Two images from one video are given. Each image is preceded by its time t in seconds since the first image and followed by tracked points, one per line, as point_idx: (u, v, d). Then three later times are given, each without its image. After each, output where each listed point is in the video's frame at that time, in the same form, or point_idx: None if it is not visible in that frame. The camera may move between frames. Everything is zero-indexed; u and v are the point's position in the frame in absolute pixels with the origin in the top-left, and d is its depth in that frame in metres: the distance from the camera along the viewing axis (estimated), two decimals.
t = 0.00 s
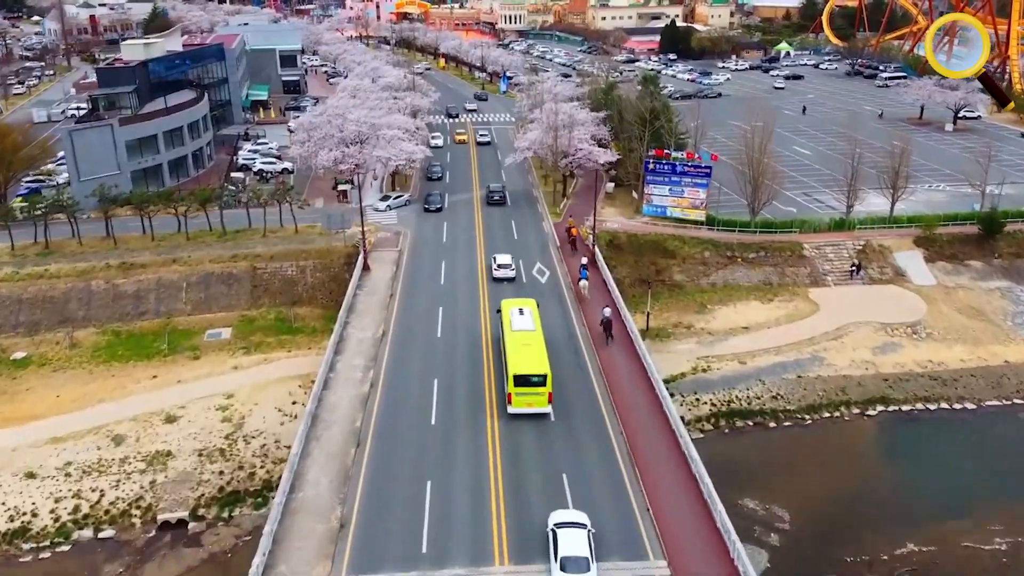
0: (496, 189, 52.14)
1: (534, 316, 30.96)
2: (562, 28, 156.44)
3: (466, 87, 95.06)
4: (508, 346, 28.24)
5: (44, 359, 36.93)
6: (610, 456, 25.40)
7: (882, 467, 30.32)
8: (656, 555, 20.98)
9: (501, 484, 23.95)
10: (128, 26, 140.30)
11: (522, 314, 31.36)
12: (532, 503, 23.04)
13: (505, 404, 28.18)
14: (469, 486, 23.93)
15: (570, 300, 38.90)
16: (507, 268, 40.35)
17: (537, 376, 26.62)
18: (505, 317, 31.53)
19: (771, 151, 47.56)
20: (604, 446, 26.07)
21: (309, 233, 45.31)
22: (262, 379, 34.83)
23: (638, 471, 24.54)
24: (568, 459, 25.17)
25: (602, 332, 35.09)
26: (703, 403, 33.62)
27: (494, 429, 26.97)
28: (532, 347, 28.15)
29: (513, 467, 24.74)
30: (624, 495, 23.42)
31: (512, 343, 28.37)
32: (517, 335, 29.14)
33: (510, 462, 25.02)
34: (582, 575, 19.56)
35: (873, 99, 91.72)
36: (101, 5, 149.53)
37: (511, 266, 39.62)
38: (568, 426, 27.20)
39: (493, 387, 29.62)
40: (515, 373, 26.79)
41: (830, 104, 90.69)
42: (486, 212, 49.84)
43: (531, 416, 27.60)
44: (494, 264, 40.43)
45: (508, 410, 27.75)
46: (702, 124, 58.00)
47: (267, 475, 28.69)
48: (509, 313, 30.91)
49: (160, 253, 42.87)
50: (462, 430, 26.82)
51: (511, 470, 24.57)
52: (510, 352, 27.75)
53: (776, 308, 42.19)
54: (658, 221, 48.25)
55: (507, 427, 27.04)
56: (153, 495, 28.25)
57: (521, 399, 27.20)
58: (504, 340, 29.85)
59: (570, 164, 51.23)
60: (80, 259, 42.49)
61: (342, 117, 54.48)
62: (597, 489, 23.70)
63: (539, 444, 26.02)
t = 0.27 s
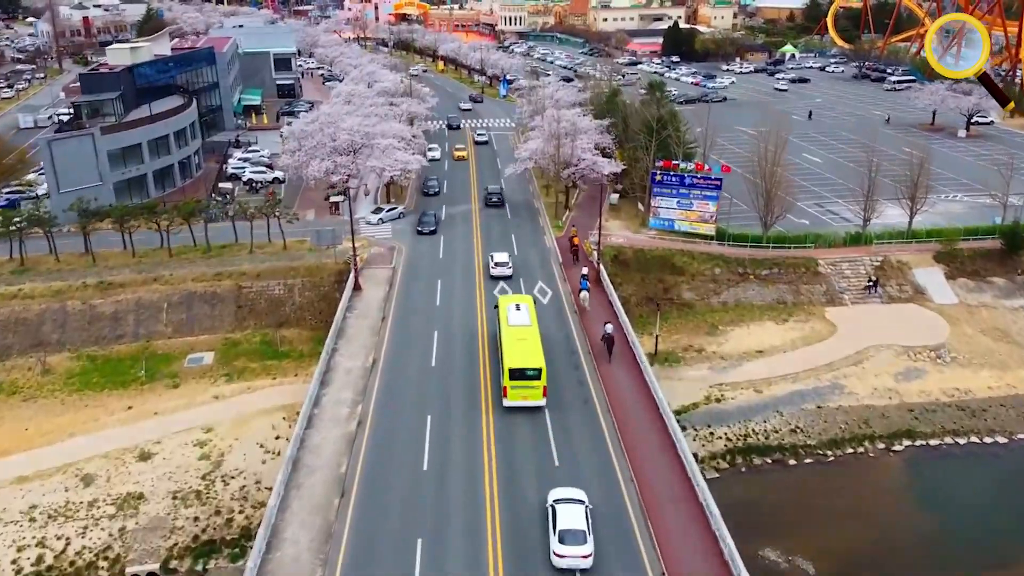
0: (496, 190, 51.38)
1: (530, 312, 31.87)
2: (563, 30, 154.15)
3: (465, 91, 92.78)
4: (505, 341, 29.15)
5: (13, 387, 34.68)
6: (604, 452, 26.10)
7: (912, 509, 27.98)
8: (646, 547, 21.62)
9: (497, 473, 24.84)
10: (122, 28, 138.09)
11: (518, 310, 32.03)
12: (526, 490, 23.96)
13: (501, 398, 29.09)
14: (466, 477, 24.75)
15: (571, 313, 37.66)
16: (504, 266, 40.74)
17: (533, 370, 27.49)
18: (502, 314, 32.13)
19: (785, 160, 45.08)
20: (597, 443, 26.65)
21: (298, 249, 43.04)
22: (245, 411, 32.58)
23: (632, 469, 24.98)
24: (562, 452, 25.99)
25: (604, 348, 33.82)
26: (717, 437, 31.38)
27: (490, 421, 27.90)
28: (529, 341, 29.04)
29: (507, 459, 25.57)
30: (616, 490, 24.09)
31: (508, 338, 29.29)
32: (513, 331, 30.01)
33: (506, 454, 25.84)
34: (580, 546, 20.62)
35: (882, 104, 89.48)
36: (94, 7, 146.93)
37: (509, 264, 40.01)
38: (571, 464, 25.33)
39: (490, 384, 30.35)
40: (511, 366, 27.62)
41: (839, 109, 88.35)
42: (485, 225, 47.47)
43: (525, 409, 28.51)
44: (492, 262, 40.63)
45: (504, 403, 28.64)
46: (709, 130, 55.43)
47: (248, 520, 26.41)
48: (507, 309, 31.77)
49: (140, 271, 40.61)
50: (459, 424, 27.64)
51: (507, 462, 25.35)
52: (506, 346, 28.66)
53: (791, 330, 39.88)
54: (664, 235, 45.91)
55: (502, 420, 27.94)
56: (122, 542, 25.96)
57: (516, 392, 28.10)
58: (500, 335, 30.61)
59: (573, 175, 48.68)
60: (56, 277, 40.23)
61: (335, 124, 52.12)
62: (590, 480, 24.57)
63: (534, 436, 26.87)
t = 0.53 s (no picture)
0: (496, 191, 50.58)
1: (527, 307, 32.26)
2: (563, 32, 151.72)
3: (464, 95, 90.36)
4: (502, 335, 29.57)
5: None
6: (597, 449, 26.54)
7: (951, 556, 25.56)
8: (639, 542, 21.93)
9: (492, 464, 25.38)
10: (114, 30, 135.68)
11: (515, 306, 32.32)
12: (521, 482, 24.51)
13: (498, 392, 29.62)
14: (463, 470, 25.17)
15: (573, 328, 36.15)
16: (502, 265, 40.69)
17: (529, 365, 27.91)
18: (499, 310, 32.39)
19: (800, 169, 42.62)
20: (595, 454, 26.21)
21: (286, 266, 40.72)
22: (225, 447, 30.28)
23: (628, 472, 25.13)
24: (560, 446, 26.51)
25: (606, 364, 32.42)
26: (735, 476, 29.13)
27: (486, 415, 28.36)
28: (527, 336, 29.45)
29: (503, 453, 26.02)
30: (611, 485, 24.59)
31: (504, 333, 29.66)
32: (510, 326, 30.31)
33: (501, 449, 26.31)
34: (579, 521, 21.65)
35: (891, 110, 87.23)
36: (86, 9, 144.33)
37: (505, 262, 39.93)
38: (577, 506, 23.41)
39: (485, 380, 30.70)
40: (507, 361, 28.07)
41: (847, 114, 86.04)
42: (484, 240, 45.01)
43: (522, 403, 29.03)
44: (488, 260, 40.46)
45: (501, 398, 29.12)
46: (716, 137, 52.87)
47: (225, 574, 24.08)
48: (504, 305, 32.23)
49: (118, 292, 38.25)
50: (456, 418, 28.09)
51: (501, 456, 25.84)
52: (504, 342, 29.08)
53: (808, 355, 37.56)
54: (672, 250, 43.55)
55: (498, 414, 28.40)
56: None
57: (513, 386, 28.57)
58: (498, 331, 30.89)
59: (577, 186, 46.17)
60: (28, 298, 37.84)
61: (327, 132, 49.64)
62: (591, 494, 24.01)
63: (528, 429, 27.42)
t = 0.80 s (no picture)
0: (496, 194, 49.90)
1: (523, 305, 32.53)
2: (563, 33, 149.37)
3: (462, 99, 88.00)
4: (498, 332, 29.88)
5: None
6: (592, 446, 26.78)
7: None
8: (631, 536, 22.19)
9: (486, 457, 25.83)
10: (107, 31, 133.39)
11: (512, 304, 32.51)
12: (514, 474, 24.96)
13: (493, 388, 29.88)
14: (458, 462, 25.56)
15: (574, 349, 34.19)
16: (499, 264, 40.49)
17: (525, 362, 28.19)
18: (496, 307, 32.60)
19: (816, 183, 40.32)
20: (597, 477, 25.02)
21: (272, 286, 38.41)
22: (202, 489, 27.97)
23: (622, 472, 25.19)
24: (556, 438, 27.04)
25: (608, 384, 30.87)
26: (754, 523, 26.84)
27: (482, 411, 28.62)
28: (524, 332, 29.78)
29: (497, 448, 26.39)
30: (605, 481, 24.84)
31: (500, 330, 29.97)
32: (506, 324, 30.53)
33: (496, 442, 26.70)
34: (578, 499, 22.62)
35: (901, 115, 84.98)
36: (79, 10, 141.95)
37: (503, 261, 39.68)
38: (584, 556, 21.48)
39: (481, 376, 30.97)
40: (504, 358, 28.40)
41: (856, 119, 83.73)
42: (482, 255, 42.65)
43: (517, 399, 29.26)
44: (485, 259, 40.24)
45: (496, 393, 29.39)
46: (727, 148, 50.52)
47: None
48: (500, 302, 32.58)
49: (92, 315, 35.94)
50: (451, 413, 28.42)
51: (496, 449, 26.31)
52: (500, 338, 29.39)
53: (827, 383, 35.28)
54: (681, 267, 41.22)
55: (493, 409, 28.69)
56: None
57: (509, 382, 28.77)
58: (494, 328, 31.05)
59: (581, 200, 43.80)
60: None
61: (318, 141, 47.29)
62: (598, 537, 22.21)
63: (523, 424, 27.87)
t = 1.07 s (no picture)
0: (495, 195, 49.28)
1: (519, 303, 32.95)
2: (564, 35, 146.96)
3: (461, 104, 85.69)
4: (495, 330, 30.40)
5: None
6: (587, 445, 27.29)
7: None
8: (623, 539, 22.63)
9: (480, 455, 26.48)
10: (100, 33, 131.14)
11: (508, 303, 32.82)
12: (509, 472, 25.61)
13: (489, 386, 30.47)
14: (453, 459, 26.20)
15: (578, 375, 32.03)
16: (496, 264, 40.27)
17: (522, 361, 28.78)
18: (492, 306, 32.93)
19: (836, 198, 37.95)
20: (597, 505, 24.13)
21: (255, 309, 36.04)
22: (173, 540, 25.62)
23: (616, 477, 25.44)
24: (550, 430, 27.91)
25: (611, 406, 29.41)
26: None
27: (478, 409, 29.21)
28: (521, 330, 30.29)
29: (492, 446, 26.98)
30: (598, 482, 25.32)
31: (497, 329, 30.40)
32: (503, 322, 30.92)
33: (490, 439, 27.38)
34: (575, 477, 24.18)
35: (911, 121, 82.68)
36: (72, 12, 139.46)
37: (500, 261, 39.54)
38: None
39: (477, 373, 31.53)
40: (500, 357, 29.04)
41: (866, 125, 81.35)
42: (480, 272, 40.18)
43: (513, 396, 29.90)
44: (483, 258, 40.13)
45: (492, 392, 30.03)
46: (738, 161, 48.17)
47: None
48: (497, 301, 32.89)
49: (63, 342, 33.58)
50: (447, 410, 29.00)
51: (491, 446, 27.00)
52: (496, 337, 29.88)
53: (848, 416, 32.97)
54: (691, 287, 38.87)
55: (489, 408, 29.25)
56: None
57: (506, 381, 29.46)
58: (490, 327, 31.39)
59: (585, 215, 41.38)
60: None
61: (307, 152, 44.85)
62: None
63: (519, 420, 28.58)
